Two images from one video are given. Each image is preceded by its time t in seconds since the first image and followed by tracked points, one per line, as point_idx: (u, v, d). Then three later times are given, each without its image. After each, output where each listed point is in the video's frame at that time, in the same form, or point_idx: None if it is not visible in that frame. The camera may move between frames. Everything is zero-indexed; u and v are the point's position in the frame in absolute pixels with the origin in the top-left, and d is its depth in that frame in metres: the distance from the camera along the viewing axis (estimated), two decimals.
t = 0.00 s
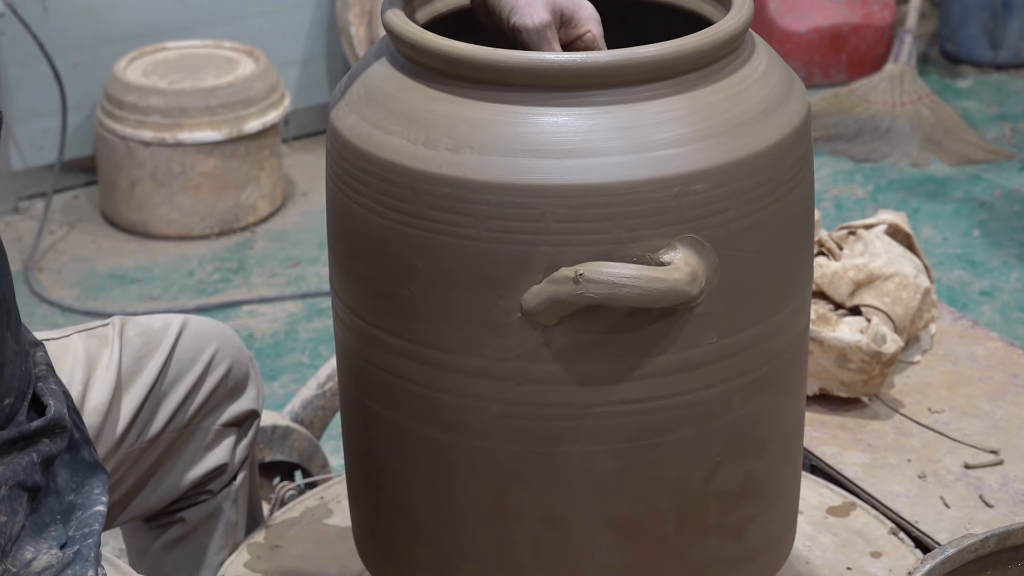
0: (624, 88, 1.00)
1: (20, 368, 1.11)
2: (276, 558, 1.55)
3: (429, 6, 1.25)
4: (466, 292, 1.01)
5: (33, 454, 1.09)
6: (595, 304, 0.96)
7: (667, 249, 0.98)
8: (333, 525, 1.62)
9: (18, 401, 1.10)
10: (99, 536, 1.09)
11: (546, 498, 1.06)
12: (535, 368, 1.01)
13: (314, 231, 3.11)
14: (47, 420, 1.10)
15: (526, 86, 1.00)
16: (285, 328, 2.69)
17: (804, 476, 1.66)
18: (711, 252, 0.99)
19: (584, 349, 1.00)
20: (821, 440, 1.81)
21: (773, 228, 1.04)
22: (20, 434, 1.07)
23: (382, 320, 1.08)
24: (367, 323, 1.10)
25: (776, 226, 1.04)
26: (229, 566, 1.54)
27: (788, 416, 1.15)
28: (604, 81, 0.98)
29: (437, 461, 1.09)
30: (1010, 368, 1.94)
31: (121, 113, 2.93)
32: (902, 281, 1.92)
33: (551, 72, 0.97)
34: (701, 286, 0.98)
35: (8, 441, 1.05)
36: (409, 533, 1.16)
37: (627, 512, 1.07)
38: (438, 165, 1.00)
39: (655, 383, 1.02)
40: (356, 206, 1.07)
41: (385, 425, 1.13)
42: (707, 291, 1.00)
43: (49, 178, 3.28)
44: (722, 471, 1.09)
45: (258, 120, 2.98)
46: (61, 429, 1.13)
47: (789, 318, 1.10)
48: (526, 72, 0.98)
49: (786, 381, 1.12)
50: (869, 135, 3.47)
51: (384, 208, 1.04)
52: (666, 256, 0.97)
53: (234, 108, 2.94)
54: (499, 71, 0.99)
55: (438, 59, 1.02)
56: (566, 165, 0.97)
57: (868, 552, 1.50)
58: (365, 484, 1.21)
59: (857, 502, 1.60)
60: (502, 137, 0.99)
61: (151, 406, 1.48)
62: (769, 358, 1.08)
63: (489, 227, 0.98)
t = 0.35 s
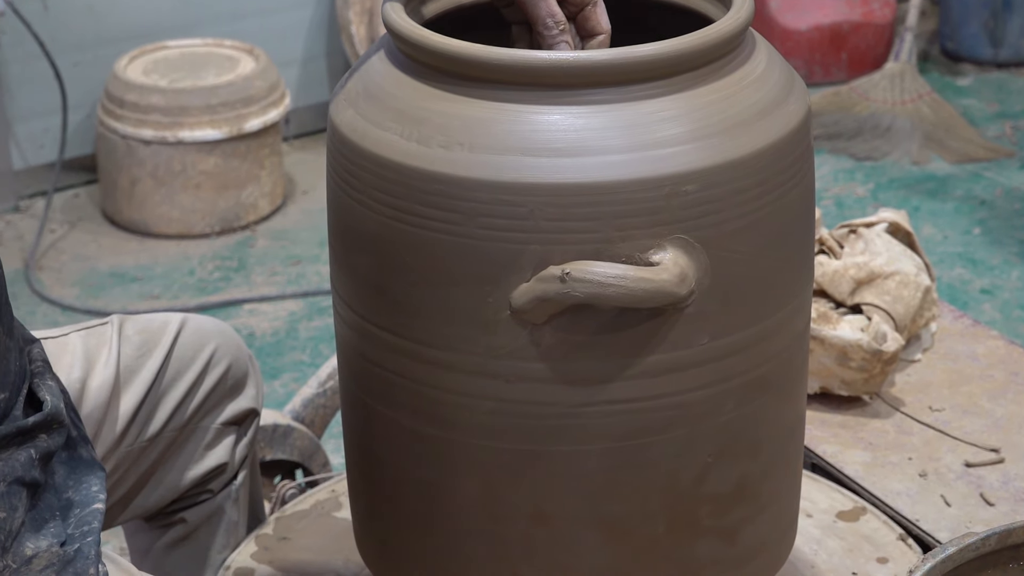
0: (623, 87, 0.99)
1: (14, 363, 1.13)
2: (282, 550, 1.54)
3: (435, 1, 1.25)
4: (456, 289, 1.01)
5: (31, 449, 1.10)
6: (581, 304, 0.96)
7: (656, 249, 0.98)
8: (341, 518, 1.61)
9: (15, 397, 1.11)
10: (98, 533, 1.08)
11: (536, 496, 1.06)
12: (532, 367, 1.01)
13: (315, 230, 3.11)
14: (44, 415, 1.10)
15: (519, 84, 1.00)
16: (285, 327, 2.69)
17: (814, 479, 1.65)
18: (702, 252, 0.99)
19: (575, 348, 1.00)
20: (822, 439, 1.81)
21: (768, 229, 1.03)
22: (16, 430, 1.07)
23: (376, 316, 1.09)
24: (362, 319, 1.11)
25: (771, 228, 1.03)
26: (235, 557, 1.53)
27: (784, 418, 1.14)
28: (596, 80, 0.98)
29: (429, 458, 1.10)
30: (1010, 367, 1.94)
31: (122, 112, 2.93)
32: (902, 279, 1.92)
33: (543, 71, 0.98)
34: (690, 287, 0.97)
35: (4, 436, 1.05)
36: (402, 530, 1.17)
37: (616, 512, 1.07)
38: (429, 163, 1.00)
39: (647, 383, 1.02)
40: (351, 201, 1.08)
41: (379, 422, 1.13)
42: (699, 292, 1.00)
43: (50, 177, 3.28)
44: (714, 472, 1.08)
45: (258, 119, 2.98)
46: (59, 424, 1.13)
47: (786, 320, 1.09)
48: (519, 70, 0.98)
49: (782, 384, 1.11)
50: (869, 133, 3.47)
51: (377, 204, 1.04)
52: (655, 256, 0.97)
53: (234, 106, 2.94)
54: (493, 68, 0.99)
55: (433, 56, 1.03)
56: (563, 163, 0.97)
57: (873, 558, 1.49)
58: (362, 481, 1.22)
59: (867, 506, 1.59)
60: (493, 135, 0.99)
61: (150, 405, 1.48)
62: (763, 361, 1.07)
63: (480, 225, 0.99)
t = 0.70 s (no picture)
0: (618, 88, 0.99)
1: (16, 363, 1.13)
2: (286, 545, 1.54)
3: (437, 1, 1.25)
4: (445, 288, 1.02)
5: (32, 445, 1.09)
6: (562, 304, 0.97)
7: (641, 252, 0.98)
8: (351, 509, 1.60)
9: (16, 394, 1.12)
10: (99, 531, 1.13)
11: (521, 496, 1.07)
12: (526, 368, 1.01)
13: (315, 230, 3.12)
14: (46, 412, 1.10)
15: (511, 85, 1.00)
16: (284, 327, 2.69)
17: (826, 486, 1.62)
18: (687, 256, 0.99)
19: (561, 349, 1.00)
20: (821, 440, 1.81)
21: (758, 234, 1.03)
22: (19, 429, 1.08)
23: (370, 312, 1.10)
24: (357, 315, 1.12)
25: (761, 233, 1.03)
26: (244, 547, 1.52)
27: (777, 423, 1.13)
28: (587, 82, 0.99)
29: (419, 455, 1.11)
30: (1009, 367, 1.94)
31: (121, 112, 2.93)
32: (901, 280, 1.92)
33: (534, 72, 0.98)
34: (674, 291, 0.98)
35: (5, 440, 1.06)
36: (393, 526, 1.18)
37: (602, 513, 1.07)
38: (419, 162, 1.01)
39: (634, 386, 1.02)
40: (347, 198, 1.09)
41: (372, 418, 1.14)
42: (684, 295, 1.00)
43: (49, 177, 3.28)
44: (701, 477, 1.08)
45: (258, 119, 2.98)
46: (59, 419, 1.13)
47: (778, 325, 1.08)
48: (511, 71, 0.98)
49: (774, 388, 1.11)
50: (869, 133, 3.47)
51: (371, 202, 1.05)
52: (639, 259, 0.97)
53: (234, 106, 2.94)
54: (486, 68, 0.99)
55: (429, 56, 1.03)
56: (558, 164, 0.97)
57: (879, 568, 1.45)
58: (355, 476, 1.23)
59: (878, 515, 1.56)
60: (483, 135, 0.99)
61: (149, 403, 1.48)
62: (754, 366, 1.07)
63: (468, 225, 0.99)
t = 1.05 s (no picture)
0: (612, 89, 0.99)
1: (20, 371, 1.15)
2: (291, 539, 1.53)
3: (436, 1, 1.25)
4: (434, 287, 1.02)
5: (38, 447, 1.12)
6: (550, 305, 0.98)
7: (629, 254, 0.98)
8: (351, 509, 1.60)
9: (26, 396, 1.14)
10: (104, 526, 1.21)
11: (509, 496, 1.07)
12: (518, 367, 1.02)
13: (311, 231, 3.12)
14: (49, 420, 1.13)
15: (501, 84, 1.00)
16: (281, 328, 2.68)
17: (829, 491, 1.62)
18: (675, 258, 0.99)
19: (551, 349, 1.00)
20: (817, 440, 1.81)
21: (748, 237, 1.03)
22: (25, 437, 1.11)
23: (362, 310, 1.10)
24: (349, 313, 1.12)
25: (751, 236, 1.03)
26: (243, 544, 1.52)
27: (769, 425, 1.13)
28: (577, 83, 0.98)
29: (409, 454, 1.11)
30: (1005, 368, 1.95)
31: (118, 113, 2.93)
32: (897, 281, 1.92)
33: (524, 72, 0.98)
34: (662, 292, 0.98)
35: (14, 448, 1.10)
36: (384, 524, 1.18)
37: (589, 515, 1.07)
38: (408, 162, 1.01)
39: (622, 387, 1.02)
40: (340, 197, 1.09)
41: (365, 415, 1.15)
42: (673, 297, 1.00)
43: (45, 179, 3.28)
44: (691, 480, 1.08)
45: (255, 120, 2.98)
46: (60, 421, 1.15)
47: (770, 329, 1.08)
48: (501, 71, 0.98)
49: (767, 391, 1.11)
50: (865, 134, 3.47)
51: (362, 200, 1.05)
52: (626, 261, 0.98)
53: (230, 108, 2.94)
54: (477, 69, 0.99)
55: (422, 56, 1.03)
56: (550, 166, 0.97)
57: (879, 572, 1.45)
58: (351, 474, 1.23)
59: (880, 521, 1.55)
60: (472, 134, 0.99)
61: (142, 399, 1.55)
62: (744, 369, 1.07)
63: (457, 225, 0.99)
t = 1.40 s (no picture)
0: (610, 91, 0.99)
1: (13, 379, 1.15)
2: (286, 543, 1.53)
3: (430, 3, 1.26)
4: (432, 289, 1.03)
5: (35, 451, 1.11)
6: (550, 308, 0.97)
7: (629, 256, 0.98)
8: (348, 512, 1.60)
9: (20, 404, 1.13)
10: (103, 528, 1.21)
11: (508, 498, 1.07)
12: (515, 370, 1.02)
13: (309, 233, 3.12)
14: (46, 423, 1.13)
15: (499, 88, 1.00)
16: (279, 330, 2.68)
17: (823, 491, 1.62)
18: (675, 260, 0.99)
19: (550, 352, 1.00)
20: (814, 442, 1.81)
21: (746, 239, 1.03)
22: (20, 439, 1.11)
23: (360, 313, 1.10)
24: (347, 315, 1.13)
25: (749, 237, 1.03)
26: (239, 549, 1.51)
27: (768, 426, 1.13)
28: (574, 86, 0.98)
29: (409, 456, 1.11)
30: (1003, 369, 1.95)
31: (115, 116, 2.93)
32: (894, 283, 1.92)
33: (522, 75, 0.98)
34: (662, 294, 0.98)
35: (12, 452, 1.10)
36: (383, 527, 1.18)
37: (589, 517, 1.07)
38: (406, 165, 1.01)
39: (621, 389, 1.02)
40: (338, 199, 1.09)
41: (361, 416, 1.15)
42: (673, 298, 1.00)
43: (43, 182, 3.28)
44: (691, 481, 1.08)
45: (252, 122, 2.98)
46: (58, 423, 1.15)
47: (767, 331, 1.08)
48: (498, 74, 0.98)
49: (765, 392, 1.11)
50: (863, 136, 3.48)
51: (360, 203, 1.06)
52: (627, 263, 0.98)
53: (228, 110, 2.93)
54: (475, 72, 0.99)
55: (420, 59, 1.03)
56: (549, 168, 0.97)
57: (875, 572, 1.45)
58: (348, 475, 1.23)
59: (875, 521, 1.55)
60: (470, 137, 0.99)
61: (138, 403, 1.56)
62: (743, 370, 1.07)
63: (454, 227, 0.99)
